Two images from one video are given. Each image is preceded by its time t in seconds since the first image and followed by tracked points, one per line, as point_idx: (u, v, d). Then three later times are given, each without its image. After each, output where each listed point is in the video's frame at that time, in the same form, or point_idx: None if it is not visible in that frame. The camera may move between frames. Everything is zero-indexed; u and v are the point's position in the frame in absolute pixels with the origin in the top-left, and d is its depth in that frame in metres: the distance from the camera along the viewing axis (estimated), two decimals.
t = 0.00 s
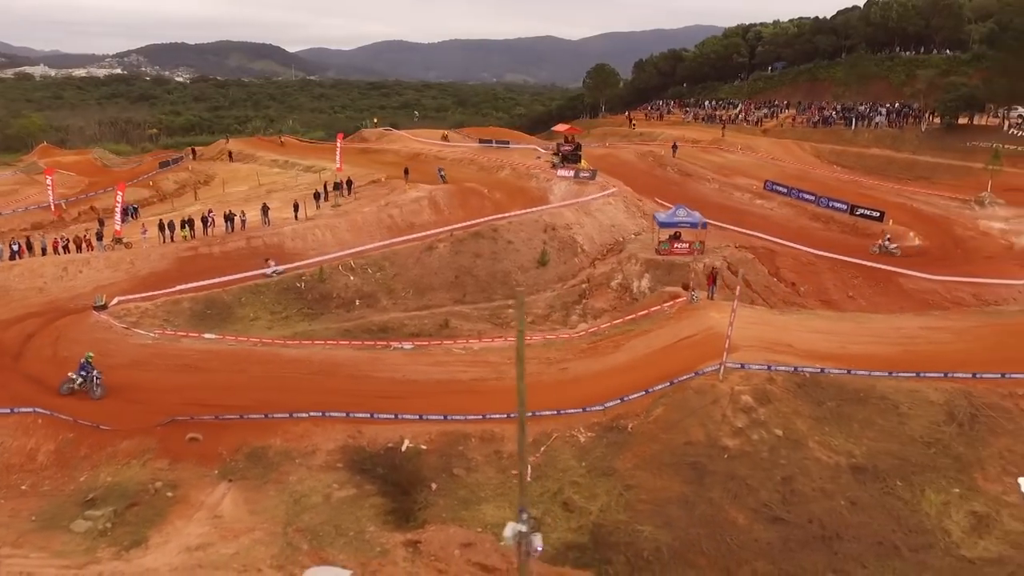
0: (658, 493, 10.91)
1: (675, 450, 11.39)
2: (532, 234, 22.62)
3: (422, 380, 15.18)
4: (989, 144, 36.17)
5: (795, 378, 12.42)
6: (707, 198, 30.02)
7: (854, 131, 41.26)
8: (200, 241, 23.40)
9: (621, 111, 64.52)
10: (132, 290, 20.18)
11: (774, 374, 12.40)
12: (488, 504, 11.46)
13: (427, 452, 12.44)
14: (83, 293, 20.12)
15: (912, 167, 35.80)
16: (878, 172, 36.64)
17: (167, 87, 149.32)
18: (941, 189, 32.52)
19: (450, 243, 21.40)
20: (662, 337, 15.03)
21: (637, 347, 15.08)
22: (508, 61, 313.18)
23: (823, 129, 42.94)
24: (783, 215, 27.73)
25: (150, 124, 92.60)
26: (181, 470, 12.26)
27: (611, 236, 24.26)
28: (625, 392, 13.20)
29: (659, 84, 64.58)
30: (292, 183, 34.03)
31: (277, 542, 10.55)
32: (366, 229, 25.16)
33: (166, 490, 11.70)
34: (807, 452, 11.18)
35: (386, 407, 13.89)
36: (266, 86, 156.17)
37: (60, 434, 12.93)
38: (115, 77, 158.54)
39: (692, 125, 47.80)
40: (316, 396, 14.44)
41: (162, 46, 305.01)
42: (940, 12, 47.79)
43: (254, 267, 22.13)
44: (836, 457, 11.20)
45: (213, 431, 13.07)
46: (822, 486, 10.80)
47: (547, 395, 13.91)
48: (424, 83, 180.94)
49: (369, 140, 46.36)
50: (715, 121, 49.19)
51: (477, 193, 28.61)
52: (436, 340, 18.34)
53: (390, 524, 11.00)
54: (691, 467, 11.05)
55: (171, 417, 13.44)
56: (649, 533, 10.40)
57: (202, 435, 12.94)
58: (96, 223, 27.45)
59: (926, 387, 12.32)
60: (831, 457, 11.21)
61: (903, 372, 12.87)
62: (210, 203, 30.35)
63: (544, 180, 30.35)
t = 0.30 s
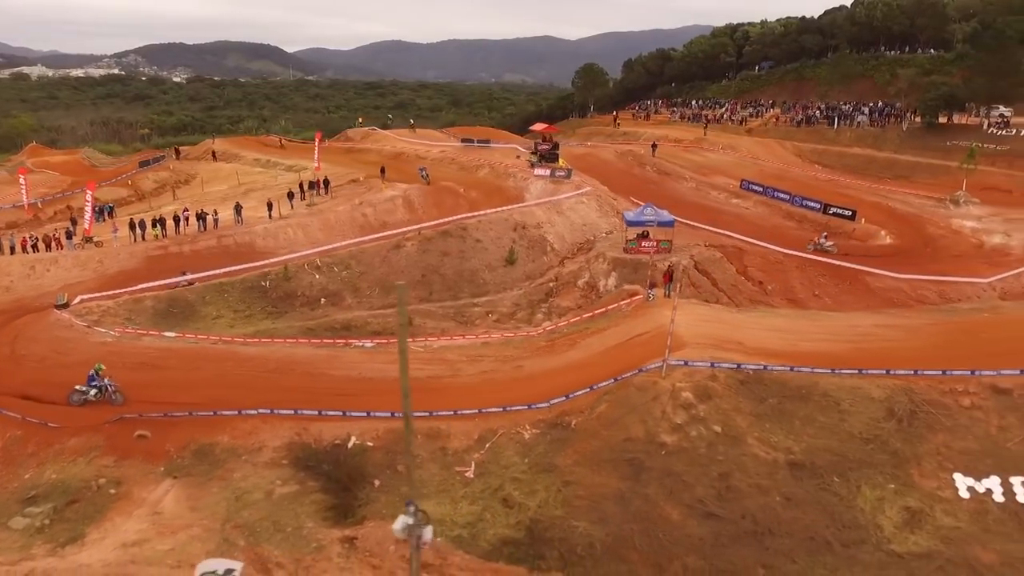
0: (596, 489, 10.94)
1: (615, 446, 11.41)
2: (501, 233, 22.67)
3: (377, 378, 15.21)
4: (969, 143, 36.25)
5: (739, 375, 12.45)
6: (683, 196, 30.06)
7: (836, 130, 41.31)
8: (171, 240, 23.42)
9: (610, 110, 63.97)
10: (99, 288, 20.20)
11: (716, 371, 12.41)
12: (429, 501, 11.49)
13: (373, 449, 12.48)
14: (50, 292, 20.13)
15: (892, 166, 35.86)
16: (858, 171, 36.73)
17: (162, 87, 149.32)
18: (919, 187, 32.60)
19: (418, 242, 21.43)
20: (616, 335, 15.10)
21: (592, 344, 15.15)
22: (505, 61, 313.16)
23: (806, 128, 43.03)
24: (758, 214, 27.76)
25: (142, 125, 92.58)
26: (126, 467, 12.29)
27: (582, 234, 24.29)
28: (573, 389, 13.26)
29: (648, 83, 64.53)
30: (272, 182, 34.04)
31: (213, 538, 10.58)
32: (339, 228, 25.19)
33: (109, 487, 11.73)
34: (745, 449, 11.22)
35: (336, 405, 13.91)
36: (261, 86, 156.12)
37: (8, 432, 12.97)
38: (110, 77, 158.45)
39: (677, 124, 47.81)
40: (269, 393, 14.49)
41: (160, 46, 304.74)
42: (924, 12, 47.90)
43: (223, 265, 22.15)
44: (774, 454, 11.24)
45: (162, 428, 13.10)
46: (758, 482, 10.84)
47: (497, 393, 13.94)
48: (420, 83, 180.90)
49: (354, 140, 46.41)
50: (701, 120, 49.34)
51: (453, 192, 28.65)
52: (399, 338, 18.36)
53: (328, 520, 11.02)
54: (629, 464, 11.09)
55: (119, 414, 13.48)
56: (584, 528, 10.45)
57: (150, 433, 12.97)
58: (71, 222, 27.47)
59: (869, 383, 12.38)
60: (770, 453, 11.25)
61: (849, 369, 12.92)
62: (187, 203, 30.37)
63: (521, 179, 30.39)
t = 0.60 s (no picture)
0: (530, 484, 10.98)
1: (552, 443, 11.45)
2: (469, 231, 22.70)
3: (330, 375, 15.24)
4: (948, 142, 36.32)
5: (679, 372, 12.48)
6: (659, 195, 30.11)
7: (818, 130, 41.39)
8: (141, 239, 23.44)
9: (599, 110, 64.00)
10: (64, 286, 20.22)
11: (657, 367, 12.40)
12: (367, 496, 11.52)
13: (316, 445, 12.49)
14: (15, 291, 20.14)
15: (871, 165, 35.94)
16: (837, 170, 36.82)
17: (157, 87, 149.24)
18: (896, 186, 32.66)
19: (385, 241, 21.45)
20: (568, 332, 15.15)
21: (543, 342, 15.20)
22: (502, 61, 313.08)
23: (788, 127, 43.12)
24: (731, 213, 27.81)
25: (134, 125, 92.52)
26: (69, 464, 12.32)
27: (552, 233, 24.32)
28: (518, 385, 13.29)
29: (636, 83, 64.61)
30: (251, 181, 34.04)
31: (147, 534, 10.61)
32: (310, 226, 25.21)
33: (50, 484, 11.76)
34: (680, 445, 11.26)
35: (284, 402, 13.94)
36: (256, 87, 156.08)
37: None
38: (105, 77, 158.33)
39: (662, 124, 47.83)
40: (220, 390, 14.52)
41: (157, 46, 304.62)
42: (907, 11, 48.02)
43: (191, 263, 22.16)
44: (710, 449, 11.28)
45: (108, 425, 13.14)
46: (692, 478, 10.88)
47: (445, 390, 13.97)
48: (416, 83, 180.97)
49: (338, 139, 46.47)
50: (685, 119, 49.42)
51: (428, 191, 28.69)
52: (360, 336, 18.39)
53: (264, 516, 11.05)
54: (564, 460, 11.12)
55: (67, 411, 13.55)
56: (516, 524, 10.49)
57: (96, 429, 13.01)
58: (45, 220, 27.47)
59: (810, 380, 12.40)
60: (705, 449, 11.29)
61: (792, 366, 12.97)
62: (164, 201, 30.37)
63: (497, 178, 30.44)
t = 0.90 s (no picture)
0: (463, 480, 11.01)
1: (487, 439, 11.47)
2: (436, 230, 22.74)
3: (283, 372, 15.28)
4: (926, 141, 36.40)
5: (619, 369, 12.50)
6: (634, 194, 30.16)
7: (799, 129, 41.46)
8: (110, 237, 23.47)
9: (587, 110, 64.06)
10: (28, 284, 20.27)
11: (596, 364, 12.42)
12: (304, 492, 11.54)
13: (258, 442, 12.51)
14: None
15: (849, 164, 35.99)
16: (817, 169, 36.87)
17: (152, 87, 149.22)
18: (873, 185, 32.73)
19: (350, 239, 21.49)
20: (518, 329, 15.20)
21: (494, 339, 15.25)
22: (500, 62, 313.05)
23: (770, 126, 43.19)
24: (703, 211, 27.85)
25: (126, 124, 92.45)
26: (11, 461, 12.38)
27: (521, 232, 24.35)
28: (462, 381, 13.33)
29: (624, 83, 64.68)
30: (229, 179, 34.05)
31: (79, 530, 10.66)
32: (281, 225, 25.23)
33: None
34: (613, 441, 11.30)
35: (232, 399, 13.96)
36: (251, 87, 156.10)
37: None
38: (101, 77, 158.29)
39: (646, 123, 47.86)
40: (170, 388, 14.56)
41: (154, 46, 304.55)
42: (891, 11, 48.11)
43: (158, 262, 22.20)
44: (643, 446, 11.32)
45: (53, 422, 13.19)
46: (623, 474, 10.92)
47: (392, 387, 14.01)
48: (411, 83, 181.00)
49: (322, 139, 46.50)
50: (670, 118, 49.49)
51: (402, 191, 28.74)
52: (320, 333, 18.43)
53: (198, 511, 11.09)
54: (497, 456, 11.15)
55: (13, 408, 13.62)
56: (446, 519, 10.53)
57: (40, 426, 13.08)
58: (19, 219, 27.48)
59: (748, 376, 12.44)
60: (639, 445, 11.33)
61: (733, 362, 13.01)
62: (139, 200, 30.39)
63: (472, 177, 30.48)
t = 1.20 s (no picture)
0: (394, 476, 11.04)
1: (420, 435, 11.50)
2: (402, 229, 22.78)
3: (232, 370, 15.29)
4: (903, 140, 36.49)
5: (556, 366, 12.51)
6: (607, 193, 30.19)
7: (780, 128, 41.51)
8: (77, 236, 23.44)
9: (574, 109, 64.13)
10: None
11: (533, 361, 12.45)
12: (238, 489, 11.57)
13: (198, 439, 12.53)
14: None
15: (827, 163, 36.04)
16: (795, 168, 36.93)
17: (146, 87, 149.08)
18: (848, 185, 32.81)
19: (314, 238, 21.53)
20: (467, 327, 15.24)
21: (443, 338, 15.29)
22: (497, 62, 312.99)
23: (751, 126, 43.26)
24: (675, 210, 27.90)
25: (117, 124, 92.32)
26: None
27: (489, 230, 24.39)
28: (406, 379, 13.37)
29: (610, 82, 64.74)
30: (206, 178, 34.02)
31: (8, 527, 10.68)
32: (250, 224, 25.23)
33: None
34: (545, 438, 11.34)
35: (176, 397, 13.96)
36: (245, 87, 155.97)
37: None
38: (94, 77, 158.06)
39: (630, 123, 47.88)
40: (117, 386, 14.56)
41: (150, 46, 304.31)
42: (873, 10, 48.22)
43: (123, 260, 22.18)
44: (575, 442, 11.35)
45: None
46: (553, 470, 10.97)
47: (338, 385, 14.04)
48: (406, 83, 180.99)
49: (305, 138, 46.48)
50: (653, 118, 49.56)
51: (375, 190, 28.75)
52: (278, 332, 18.45)
53: (130, 508, 11.11)
54: (428, 453, 11.18)
55: None
56: (373, 515, 10.57)
57: None
58: None
59: (685, 373, 12.49)
60: (571, 442, 11.36)
61: (672, 359, 13.05)
62: (113, 198, 30.36)
63: (447, 176, 30.51)
